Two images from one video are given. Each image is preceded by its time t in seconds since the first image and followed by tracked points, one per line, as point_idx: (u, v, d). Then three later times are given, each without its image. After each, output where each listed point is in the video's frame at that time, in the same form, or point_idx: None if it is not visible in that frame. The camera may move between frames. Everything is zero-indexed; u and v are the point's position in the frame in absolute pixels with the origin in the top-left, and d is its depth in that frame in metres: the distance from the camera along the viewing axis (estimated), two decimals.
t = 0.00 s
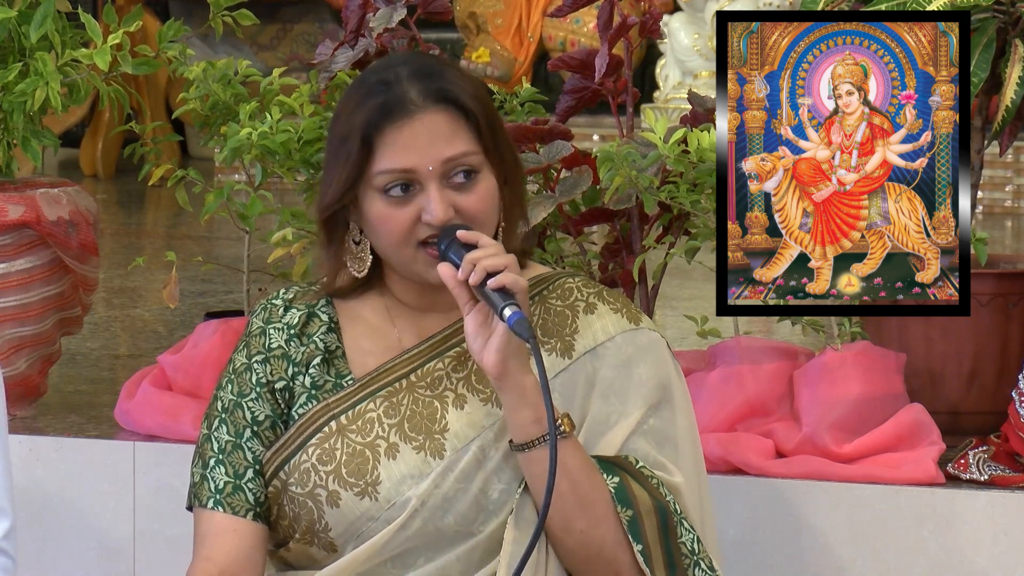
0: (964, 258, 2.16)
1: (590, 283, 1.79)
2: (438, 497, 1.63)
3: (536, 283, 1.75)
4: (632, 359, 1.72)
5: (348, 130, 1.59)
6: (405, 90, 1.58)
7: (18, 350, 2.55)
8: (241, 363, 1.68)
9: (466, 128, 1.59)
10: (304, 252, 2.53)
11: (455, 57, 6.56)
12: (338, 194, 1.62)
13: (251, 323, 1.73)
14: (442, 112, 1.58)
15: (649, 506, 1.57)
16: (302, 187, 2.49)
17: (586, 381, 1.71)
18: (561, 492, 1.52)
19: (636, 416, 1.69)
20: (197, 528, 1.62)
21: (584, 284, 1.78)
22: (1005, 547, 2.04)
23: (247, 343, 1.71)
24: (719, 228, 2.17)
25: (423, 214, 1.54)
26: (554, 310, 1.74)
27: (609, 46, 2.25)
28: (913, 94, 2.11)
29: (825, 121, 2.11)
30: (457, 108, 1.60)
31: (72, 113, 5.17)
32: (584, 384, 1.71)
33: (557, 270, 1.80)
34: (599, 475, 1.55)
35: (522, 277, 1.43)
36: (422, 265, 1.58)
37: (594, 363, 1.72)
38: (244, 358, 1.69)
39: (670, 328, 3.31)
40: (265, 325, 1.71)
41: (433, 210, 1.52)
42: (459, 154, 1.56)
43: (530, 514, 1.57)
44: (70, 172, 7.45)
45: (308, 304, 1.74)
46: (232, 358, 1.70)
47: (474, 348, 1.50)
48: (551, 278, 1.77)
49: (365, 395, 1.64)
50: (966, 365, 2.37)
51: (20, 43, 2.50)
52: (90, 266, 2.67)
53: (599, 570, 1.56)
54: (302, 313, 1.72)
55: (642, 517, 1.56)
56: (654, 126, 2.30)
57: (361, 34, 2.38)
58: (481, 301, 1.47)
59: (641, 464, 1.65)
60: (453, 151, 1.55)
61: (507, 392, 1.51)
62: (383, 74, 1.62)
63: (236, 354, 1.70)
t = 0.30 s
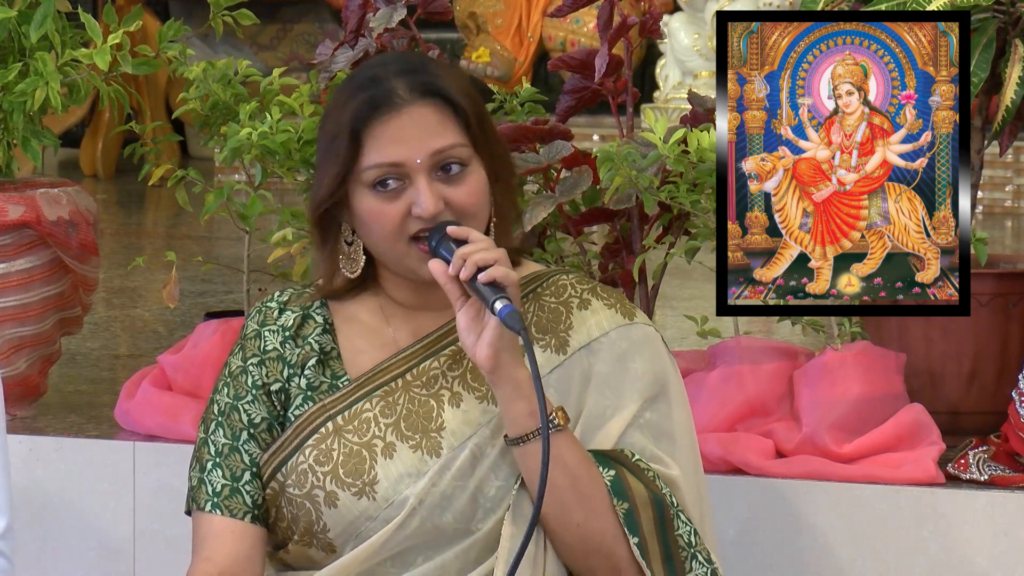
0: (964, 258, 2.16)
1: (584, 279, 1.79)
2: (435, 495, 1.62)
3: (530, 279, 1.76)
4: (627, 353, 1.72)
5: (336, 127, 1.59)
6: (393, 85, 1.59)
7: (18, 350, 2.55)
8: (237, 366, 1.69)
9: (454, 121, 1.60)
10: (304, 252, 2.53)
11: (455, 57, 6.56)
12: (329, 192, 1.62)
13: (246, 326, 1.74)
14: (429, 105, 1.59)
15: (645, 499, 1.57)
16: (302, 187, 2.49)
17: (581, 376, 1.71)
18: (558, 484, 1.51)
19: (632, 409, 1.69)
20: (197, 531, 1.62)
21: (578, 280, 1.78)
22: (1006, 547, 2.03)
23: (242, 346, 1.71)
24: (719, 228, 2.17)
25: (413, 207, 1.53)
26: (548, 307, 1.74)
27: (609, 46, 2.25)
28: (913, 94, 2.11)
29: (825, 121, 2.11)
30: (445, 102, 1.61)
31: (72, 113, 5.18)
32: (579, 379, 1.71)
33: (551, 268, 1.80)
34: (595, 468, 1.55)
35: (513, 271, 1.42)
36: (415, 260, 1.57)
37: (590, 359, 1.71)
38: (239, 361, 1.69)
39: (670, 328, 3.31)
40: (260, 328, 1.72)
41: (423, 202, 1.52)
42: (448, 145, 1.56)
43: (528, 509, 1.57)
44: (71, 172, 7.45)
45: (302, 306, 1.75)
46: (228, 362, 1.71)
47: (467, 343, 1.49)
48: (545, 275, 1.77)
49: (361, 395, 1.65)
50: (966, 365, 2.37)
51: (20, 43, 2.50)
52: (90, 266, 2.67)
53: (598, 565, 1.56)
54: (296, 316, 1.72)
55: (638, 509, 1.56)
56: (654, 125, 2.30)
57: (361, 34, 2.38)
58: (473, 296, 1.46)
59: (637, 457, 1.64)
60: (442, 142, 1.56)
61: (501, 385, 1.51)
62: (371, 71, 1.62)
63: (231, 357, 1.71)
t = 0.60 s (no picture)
0: (964, 258, 2.16)
1: (572, 275, 1.79)
2: (426, 497, 1.62)
3: (519, 277, 1.76)
4: (615, 348, 1.72)
5: (307, 133, 1.60)
6: (361, 94, 1.59)
7: (18, 350, 2.55)
8: (227, 374, 1.69)
9: (423, 127, 1.59)
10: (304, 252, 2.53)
11: (455, 57, 6.56)
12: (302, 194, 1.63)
13: (236, 334, 1.74)
14: (397, 114, 1.58)
15: (631, 496, 1.57)
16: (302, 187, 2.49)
17: (569, 375, 1.71)
18: (539, 485, 1.52)
19: (619, 405, 1.68)
20: (191, 539, 1.63)
21: (566, 276, 1.78)
22: (1006, 547, 2.03)
23: (232, 354, 1.72)
24: (719, 228, 2.17)
25: (384, 217, 1.53)
26: (536, 305, 1.74)
27: (609, 46, 2.25)
28: (913, 94, 2.11)
29: (825, 121, 2.11)
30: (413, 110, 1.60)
31: (72, 113, 5.18)
32: (568, 379, 1.71)
33: (541, 266, 1.81)
34: (578, 467, 1.55)
35: (481, 276, 1.43)
36: (390, 266, 1.58)
37: (577, 357, 1.72)
38: (229, 369, 1.69)
39: (670, 328, 3.31)
40: (249, 335, 1.72)
41: (393, 212, 1.52)
42: (416, 155, 1.55)
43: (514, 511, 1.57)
44: (70, 172, 7.45)
45: (290, 312, 1.75)
46: (218, 370, 1.71)
47: (443, 350, 1.49)
48: (533, 272, 1.78)
49: (349, 401, 1.65)
50: (966, 365, 2.37)
51: (20, 43, 2.50)
52: (90, 266, 2.67)
53: (587, 562, 1.56)
54: (284, 322, 1.72)
55: (624, 508, 1.55)
56: (653, 126, 2.30)
57: (361, 34, 2.38)
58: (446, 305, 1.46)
59: (624, 455, 1.63)
60: (410, 152, 1.55)
61: (477, 391, 1.51)
62: (338, 80, 1.62)
63: (222, 366, 1.71)
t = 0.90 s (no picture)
0: (964, 258, 2.16)
1: (568, 275, 1.79)
2: (422, 500, 1.63)
3: (515, 277, 1.76)
4: (610, 350, 1.72)
5: (303, 136, 1.59)
6: (359, 99, 1.58)
7: (18, 350, 2.55)
8: (223, 377, 1.68)
9: (419, 134, 1.58)
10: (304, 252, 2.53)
11: (455, 57, 6.55)
12: (297, 198, 1.62)
13: (231, 336, 1.73)
14: (394, 121, 1.57)
15: (628, 500, 1.56)
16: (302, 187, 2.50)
17: (566, 377, 1.72)
18: (538, 491, 1.51)
19: (616, 407, 1.68)
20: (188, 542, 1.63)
21: (562, 277, 1.78)
22: (1005, 547, 2.03)
23: (228, 356, 1.70)
24: (719, 228, 2.17)
25: (378, 224, 1.54)
26: (532, 306, 1.74)
27: (609, 47, 2.25)
28: (913, 94, 2.11)
29: (825, 121, 2.11)
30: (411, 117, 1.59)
31: (73, 113, 5.18)
32: (564, 381, 1.71)
33: (538, 266, 1.81)
34: (576, 471, 1.54)
35: (478, 282, 1.42)
36: (382, 271, 1.58)
37: (572, 360, 1.72)
38: (225, 372, 1.68)
39: (670, 328, 3.31)
40: (244, 338, 1.71)
41: (387, 220, 1.52)
42: (412, 162, 1.54)
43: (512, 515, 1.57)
44: (71, 172, 7.45)
45: (286, 315, 1.74)
46: (214, 372, 1.70)
47: (440, 355, 1.50)
48: (529, 273, 1.77)
49: (346, 404, 1.64)
50: (966, 365, 2.37)
51: (20, 43, 2.50)
52: (90, 266, 2.67)
53: (584, 565, 1.56)
54: (280, 324, 1.71)
55: (622, 511, 1.55)
56: (654, 125, 2.31)
57: (361, 34, 2.38)
58: (442, 309, 1.47)
59: (621, 458, 1.63)
60: (406, 159, 1.54)
61: (474, 397, 1.51)
62: (336, 84, 1.61)
63: (217, 368, 1.70)
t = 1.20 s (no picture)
0: (964, 258, 2.15)
1: (582, 280, 1.80)
2: (430, 498, 1.63)
3: (526, 283, 1.76)
4: (622, 357, 1.72)
5: (327, 125, 1.61)
6: (383, 87, 1.61)
7: (18, 350, 2.55)
8: (232, 366, 1.68)
9: (442, 119, 1.60)
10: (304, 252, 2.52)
11: (455, 57, 6.55)
12: (319, 185, 1.63)
13: (242, 326, 1.73)
14: (417, 107, 1.59)
15: (638, 508, 1.56)
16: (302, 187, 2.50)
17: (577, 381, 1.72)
18: (548, 497, 1.52)
19: (628, 414, 1.69)
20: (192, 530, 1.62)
21: (576, 281, 1.78)
22: (1005, 547, 2.03)
23: (238, 346, 1.70)
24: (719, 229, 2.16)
25: (399, 211, 1.54)
26: (546, 309, 1.75)
27: (609, 47, 2.25)
28: (913, 94, 2.12)
29: (825, 121, 2.13)
30: (435, 104, 1.61)
31: (72, 112, 5.18)
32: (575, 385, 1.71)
33: (551, 269, 1.81)
34: (586, 478, 1.54)
35: (500, 286, 1.42)
36: (401, 265, 1.57)
37: (584, 364, 1.72)
38: (235, 362, 1.68)
39: (670, 328, 3.31)
40: (256, 329, 1.71)
41: (407, 204, 1.53)
42: (434, 146, 1.56)
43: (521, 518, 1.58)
44: (70, 172, 7.45)
45: (299, 306, 1.74)
46: (224, 362, 1.70)
47: (456, 357, 1.49)
48: (543, 276, 1.77)
49: (356, 398, 1.65)
50: (966, 365, 2.37)
51: (20, 43, 2.50)
52: (90, 266, 2.67)
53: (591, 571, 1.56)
54: (292, 316, 1.72)
55: (632, 520, 1.55)
56: (653, 125, 2.31)
57: (361, 34, 2.38)
58: (461, 311, 1.45)
59: (632, 465, 1.64)
60: (428, 143, 1.56)
61: (490, 399, 1.51)
62: (362, 74, 1.64)
63: (227, 357, 1.70)
